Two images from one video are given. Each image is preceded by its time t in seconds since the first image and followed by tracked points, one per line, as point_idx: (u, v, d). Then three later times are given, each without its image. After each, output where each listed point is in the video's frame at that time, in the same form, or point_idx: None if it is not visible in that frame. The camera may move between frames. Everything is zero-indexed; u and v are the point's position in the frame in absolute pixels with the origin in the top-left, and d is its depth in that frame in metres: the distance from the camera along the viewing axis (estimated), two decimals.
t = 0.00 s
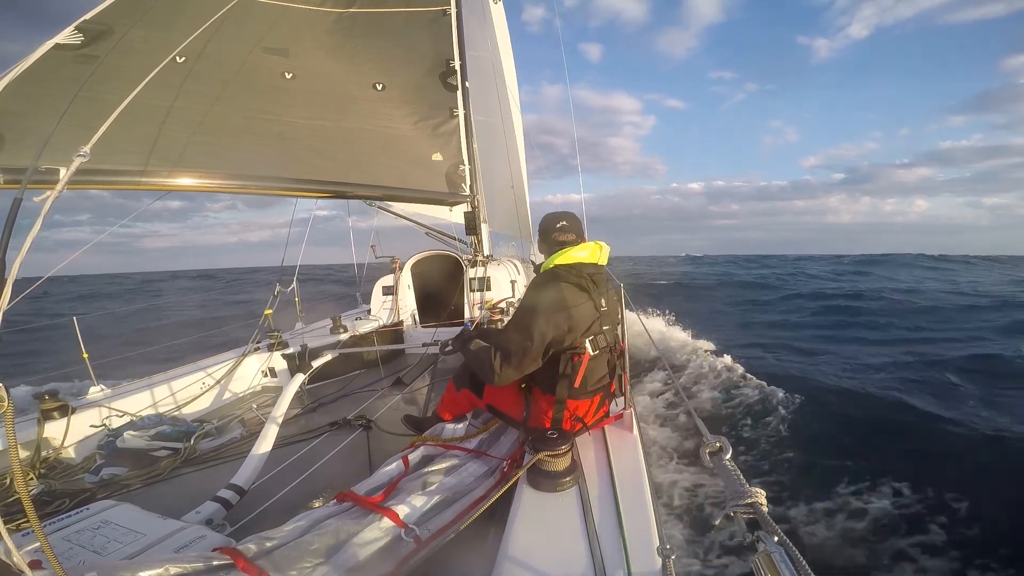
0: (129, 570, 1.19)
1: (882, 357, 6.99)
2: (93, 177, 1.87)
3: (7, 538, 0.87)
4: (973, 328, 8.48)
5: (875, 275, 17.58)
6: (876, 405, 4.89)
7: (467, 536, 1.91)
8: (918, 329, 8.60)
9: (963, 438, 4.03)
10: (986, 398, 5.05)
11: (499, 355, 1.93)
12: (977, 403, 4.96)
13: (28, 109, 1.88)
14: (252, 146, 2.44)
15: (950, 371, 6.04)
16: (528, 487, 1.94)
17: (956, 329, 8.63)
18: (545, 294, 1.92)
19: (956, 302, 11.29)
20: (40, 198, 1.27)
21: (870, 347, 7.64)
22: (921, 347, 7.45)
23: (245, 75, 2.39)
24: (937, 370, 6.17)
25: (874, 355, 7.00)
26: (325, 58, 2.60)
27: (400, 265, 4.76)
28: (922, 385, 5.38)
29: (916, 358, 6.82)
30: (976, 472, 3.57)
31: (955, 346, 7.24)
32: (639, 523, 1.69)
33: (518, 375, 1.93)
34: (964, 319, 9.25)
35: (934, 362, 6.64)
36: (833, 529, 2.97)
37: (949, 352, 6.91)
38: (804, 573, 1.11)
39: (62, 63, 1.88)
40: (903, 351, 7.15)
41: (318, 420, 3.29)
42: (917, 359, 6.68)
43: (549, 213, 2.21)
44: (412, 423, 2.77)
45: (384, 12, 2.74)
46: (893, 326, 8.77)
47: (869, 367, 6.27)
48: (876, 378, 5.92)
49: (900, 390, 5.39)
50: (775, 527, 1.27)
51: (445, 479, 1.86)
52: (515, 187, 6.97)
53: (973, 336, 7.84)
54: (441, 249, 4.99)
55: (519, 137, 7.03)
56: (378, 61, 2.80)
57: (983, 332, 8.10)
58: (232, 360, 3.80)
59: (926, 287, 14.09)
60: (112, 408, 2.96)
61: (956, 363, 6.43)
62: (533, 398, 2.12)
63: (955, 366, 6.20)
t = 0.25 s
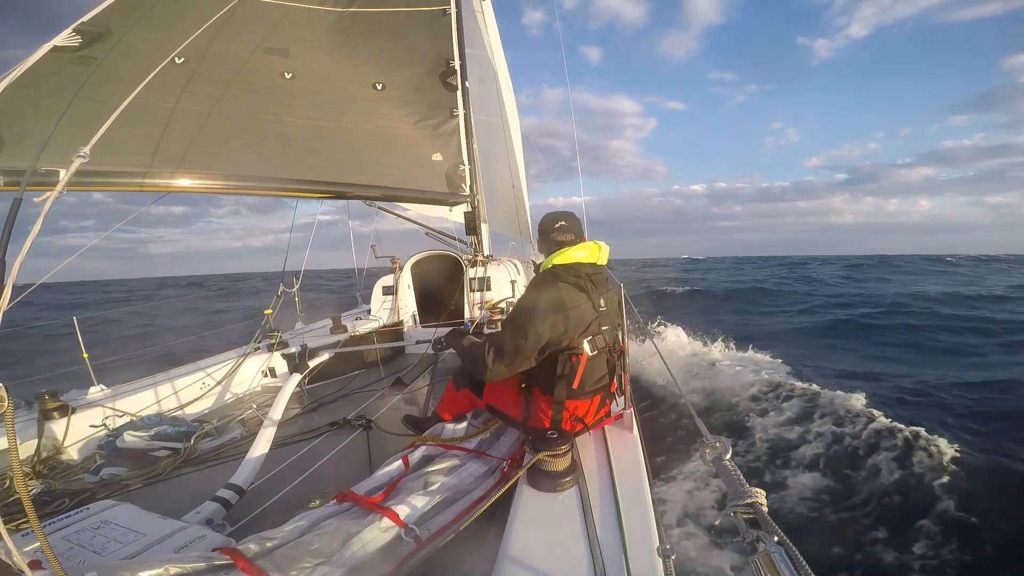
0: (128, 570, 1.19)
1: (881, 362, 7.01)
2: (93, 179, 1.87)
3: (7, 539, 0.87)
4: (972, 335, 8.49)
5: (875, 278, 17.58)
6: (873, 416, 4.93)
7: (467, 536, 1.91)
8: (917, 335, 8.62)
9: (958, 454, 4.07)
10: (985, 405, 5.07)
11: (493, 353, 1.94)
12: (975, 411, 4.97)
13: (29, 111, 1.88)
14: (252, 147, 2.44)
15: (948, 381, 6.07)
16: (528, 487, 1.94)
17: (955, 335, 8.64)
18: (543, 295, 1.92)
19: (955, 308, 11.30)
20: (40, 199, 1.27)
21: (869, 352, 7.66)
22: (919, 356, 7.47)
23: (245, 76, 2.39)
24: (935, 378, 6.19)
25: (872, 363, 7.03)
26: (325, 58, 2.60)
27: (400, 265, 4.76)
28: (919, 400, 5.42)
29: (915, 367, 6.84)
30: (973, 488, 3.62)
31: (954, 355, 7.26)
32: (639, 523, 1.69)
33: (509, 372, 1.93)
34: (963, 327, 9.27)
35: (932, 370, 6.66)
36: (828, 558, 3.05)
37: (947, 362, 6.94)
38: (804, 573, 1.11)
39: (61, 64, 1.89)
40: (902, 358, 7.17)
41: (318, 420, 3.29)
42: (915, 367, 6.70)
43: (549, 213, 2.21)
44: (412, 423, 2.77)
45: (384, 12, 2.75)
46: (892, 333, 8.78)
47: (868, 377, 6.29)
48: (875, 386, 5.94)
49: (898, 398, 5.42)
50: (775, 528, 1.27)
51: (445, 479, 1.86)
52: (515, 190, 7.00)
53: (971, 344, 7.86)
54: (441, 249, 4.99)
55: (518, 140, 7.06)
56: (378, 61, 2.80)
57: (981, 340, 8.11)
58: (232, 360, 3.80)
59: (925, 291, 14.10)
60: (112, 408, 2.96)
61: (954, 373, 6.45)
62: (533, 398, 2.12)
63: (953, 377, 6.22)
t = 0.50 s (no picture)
0: (128, 570, 1.19)
1: (881, 358, 7.00)
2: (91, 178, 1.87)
3: (7, 538, 0.87)
4: (973, 331, 8.48)
5: (875, 275, 17.56)
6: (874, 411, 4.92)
7: (467, 536, 1.91)
8: (917, 330, 8.62)
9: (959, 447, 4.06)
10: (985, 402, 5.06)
11: (491, 354, 1.94)
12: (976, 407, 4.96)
13: (28, 110, 1.88)
14: (252, 146, 2.43)
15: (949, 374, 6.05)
16: (528, 488, 1.94)
17: (955, 330, 8.63)
18: (543, 296, 1.92)
19: (956, 303, 11.29)
20: (39, 198, 1.27)
21: (870, 347, 7.65)
22: (920, 348, 7.46)
23: (245, 76, 2.39)
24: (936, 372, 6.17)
25: (873, 357, 7.01)
26: (324, 58, 2.61)
27: (401, 265, 4.77)
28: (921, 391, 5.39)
29: (916, 360, 6.82)
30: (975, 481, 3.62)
31: (955, 349, 7.25)
32: (639, 523, 1.69)
33: (507, 373, 1.93)
34: (963, 320, 9.26)
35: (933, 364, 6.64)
36: (834, 548, 3.02)
37: (947, 355, 6.93)
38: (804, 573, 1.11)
39: (60, 64, 1.90)
40: (903, 352, 7.15)
41: (318, 420, 3.29)
42: (915, 362, 6.69)
43: (547, 213, 2.21)
44: (412, 423, 2.77)
45: (383, 12, 2.75)
46: (892, 328, 8.77)
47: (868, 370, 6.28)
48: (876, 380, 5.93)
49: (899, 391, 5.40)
50: (775, 528, 1.27)
51: (445, 479, 1.86)
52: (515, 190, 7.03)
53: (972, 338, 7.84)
54: (441, 249, 4.99)
55: (515, 140, 7.12)
56: (377, 62, 2.80)
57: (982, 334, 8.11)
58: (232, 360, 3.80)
59: (926, 287, 14.09)
60: (112, 408, 2.96)
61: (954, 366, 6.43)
62: (533, 398, 2.12)
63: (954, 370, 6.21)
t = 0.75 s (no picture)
0: (128, 569, 1.19)
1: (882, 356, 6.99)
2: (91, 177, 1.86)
3: (7, 539, 0.87)
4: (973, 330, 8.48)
5: (876, 272, 17.52)
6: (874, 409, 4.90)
7: (467, 536, 1.91)
8: (918, 327, 8.60)
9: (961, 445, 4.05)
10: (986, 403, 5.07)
11: (491, 351, 1.94)
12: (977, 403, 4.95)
13: (28, 109, 1.88)
14: (252, 146, 2.42)
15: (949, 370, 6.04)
16: (528, 487, 1.94)
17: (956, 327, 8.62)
18: (544, 295, 1.92)
19: (957, 300, 11.26)
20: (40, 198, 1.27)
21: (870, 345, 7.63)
22: (920, 345, 7.45)
23: (245, 76, 2.39)
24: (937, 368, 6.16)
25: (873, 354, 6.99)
26: (324, 58, 2.61)
27: (401, 265, 4.76)
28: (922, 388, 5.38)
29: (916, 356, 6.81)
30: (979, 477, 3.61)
31: (955, 346, 7.24)
32: (639, 523, 1.69)
33: (507, 372, 1.93)
34: (964, 317, 9.24)
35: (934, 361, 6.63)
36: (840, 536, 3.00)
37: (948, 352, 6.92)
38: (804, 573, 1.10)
39: (60, 62, 1.90)
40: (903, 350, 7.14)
41: (318, 420, 3.29)
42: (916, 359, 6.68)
43: (549, 213, 2.21)
44: (411, 423, 2.77)
45: (384, 12, 2.75)
46: (893, 325, 8.76)
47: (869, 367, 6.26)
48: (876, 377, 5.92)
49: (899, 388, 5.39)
50: (776, 528, 1.27)
51: (445, 479, 1.86)
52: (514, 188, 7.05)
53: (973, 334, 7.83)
54: (441, 249, 4.99)
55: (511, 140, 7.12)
56: (378, 61, 2.80)
57: (983, 331, 8.09)
58: (233, 360, 3.80)
59: (927, 284, 14.06)
60: (112, 408, 2.96)
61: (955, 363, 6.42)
62: (533, 398, 2.12)
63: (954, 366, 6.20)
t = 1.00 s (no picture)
0: (128, 569, 1.19)
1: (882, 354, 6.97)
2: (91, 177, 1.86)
3: (6, 539, 0.86)
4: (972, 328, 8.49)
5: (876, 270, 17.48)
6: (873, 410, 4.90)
7: (467, 536, 1.91)
8: (918, 325, 8.58)
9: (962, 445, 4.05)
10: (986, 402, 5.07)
11: (493, 347, 1.95)
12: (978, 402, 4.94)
13: (28, 108, 1.88)
14: (252, 145, 2.42)
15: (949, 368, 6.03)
16: (528, 487, 1.94)
17: (956, 326, 8.62)
18: (547, 293, 1.93)
19: (957, 297, 11.23)
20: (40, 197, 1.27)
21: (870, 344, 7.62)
22: (920, 343, 7.43)
23: (245, 75, 2.39)
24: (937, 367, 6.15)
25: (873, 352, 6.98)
26: (324, 57, 2.60)
27: (400, 265, 4.76)
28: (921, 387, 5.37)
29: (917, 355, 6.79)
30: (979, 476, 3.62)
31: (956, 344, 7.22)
32: (639, 523, 1.69)
33: (509, 368, 1.95)
34: (965, 314, 9.22)
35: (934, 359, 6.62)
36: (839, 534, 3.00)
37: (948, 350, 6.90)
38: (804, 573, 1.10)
39: (60, 61, 1.89)
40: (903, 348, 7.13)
41: (318, 420, 3.29)
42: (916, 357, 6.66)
43: (559, 212, 2.21)
44: (412, 423, 2.77)
45: (384, 11, 2.75)
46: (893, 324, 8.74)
47: (869, 366, 6.25)
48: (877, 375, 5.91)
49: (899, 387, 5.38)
50: (776, 528, 1.27)
51: (445, 479, 1.86)
52: (513, 187, 7.11)
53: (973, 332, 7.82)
54: (441, 249, 4.99)
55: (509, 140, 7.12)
56: (378, 61, 2.80)
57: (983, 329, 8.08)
58: (233, 360, 3.80)
59: (927, 282, 14.03)
60: (112, 408, 2.96)
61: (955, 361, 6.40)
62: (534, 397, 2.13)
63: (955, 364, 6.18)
